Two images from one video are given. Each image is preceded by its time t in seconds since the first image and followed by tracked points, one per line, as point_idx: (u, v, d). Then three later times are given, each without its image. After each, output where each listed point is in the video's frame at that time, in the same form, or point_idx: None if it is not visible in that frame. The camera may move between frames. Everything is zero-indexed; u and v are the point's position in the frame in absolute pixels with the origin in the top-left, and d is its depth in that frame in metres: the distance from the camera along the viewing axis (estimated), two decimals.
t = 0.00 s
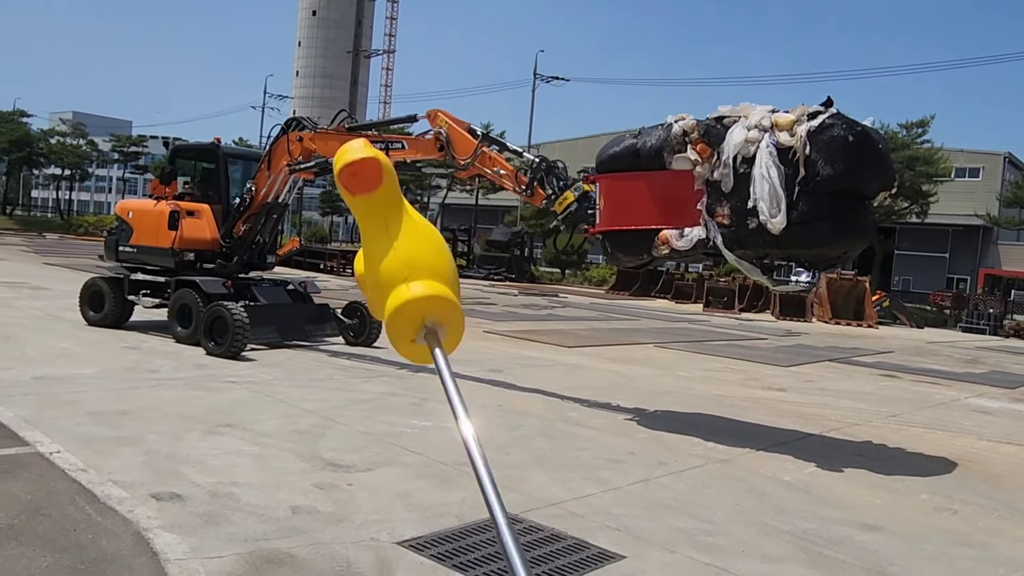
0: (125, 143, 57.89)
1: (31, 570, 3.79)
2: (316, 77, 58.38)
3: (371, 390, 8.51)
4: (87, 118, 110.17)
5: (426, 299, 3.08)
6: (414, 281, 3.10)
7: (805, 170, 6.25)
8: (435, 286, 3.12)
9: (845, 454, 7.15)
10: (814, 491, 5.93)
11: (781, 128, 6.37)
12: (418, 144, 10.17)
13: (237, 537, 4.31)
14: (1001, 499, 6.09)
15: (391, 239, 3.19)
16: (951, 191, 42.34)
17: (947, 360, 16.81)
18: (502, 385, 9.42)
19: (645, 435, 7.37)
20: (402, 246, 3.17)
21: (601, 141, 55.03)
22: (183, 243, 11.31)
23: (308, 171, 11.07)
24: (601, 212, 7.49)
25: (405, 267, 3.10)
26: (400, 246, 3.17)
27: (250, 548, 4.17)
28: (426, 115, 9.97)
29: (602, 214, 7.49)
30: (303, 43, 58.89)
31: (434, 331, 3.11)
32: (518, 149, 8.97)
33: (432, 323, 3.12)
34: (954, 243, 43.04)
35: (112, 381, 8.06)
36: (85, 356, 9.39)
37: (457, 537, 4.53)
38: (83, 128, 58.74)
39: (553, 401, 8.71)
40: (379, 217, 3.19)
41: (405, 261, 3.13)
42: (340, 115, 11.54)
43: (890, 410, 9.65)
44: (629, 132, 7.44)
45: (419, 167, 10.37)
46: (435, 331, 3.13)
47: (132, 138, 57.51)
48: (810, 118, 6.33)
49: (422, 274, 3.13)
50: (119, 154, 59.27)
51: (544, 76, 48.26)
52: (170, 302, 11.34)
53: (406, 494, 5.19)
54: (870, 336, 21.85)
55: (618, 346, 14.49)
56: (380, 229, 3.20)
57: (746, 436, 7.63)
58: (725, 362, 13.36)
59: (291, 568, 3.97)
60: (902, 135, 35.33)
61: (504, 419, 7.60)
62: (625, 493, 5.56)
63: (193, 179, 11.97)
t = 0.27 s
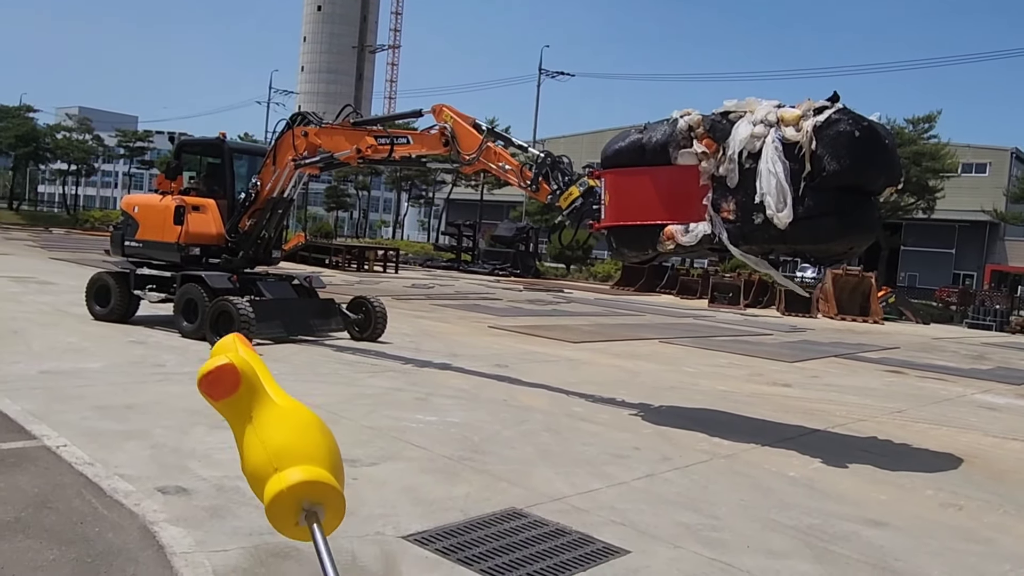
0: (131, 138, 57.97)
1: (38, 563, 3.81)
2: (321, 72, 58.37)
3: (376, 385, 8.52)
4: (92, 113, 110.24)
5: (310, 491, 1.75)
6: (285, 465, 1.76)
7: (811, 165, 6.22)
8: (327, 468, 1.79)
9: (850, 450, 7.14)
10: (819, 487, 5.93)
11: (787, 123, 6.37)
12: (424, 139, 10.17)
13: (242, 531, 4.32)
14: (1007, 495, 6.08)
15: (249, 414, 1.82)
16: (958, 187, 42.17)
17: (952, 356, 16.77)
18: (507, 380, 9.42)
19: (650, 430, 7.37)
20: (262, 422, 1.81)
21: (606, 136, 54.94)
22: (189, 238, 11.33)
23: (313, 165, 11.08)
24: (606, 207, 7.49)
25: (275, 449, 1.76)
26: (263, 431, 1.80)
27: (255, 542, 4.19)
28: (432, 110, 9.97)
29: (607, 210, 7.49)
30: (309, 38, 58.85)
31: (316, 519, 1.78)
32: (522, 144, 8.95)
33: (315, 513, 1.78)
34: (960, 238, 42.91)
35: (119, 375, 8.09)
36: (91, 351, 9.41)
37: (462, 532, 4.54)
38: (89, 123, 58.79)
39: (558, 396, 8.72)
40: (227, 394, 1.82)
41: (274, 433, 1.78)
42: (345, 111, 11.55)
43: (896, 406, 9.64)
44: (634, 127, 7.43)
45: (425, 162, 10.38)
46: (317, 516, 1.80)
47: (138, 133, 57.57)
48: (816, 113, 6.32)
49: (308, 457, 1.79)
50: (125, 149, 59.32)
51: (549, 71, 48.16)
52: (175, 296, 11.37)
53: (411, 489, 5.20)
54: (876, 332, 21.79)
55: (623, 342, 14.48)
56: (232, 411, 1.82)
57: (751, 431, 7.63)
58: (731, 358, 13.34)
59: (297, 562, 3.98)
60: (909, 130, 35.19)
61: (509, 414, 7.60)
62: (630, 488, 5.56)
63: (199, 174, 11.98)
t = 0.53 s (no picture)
0: (134, 135, 58.01)
1: (42, 559, 3.82)
2: (324, 69, 58.33)
3: (378, 381, 8.53)
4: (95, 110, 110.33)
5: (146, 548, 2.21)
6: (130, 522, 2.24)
7: (814, 162, 6.20)
8: (168, 525, 2.27)
9: (853, 447, 7.14)
10: (822, 483, 5.93)
11: (790, 119, 6.34)
12: (427, 136, 10.15)
13: (244, 526, 4.33)
14: (1010, 492, 6.08)
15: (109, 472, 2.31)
16: (962, 184, 42.09)
17: (956, 353, 16.74)
18: (509, 377, 9.42)
19: (652, 427, 7.37)
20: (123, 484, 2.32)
21: (609, 133, 54.88)
22: (192, 234, 11.34)
23: (316, 162, 11.09)
24: (609, 204, 7.48)
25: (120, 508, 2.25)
26: (118, 482, 2.31)
27: (258, 538, 4.20)
28: (434, 107, 9.97)
29: (610, 206, 7.48)
30: (311, 35, 58.81)
31: None
32: (525, 140, 8.96)
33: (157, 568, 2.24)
34: (964, 236, 42.82)
35: (121, 372, 8.10)
36: (94, 347, 9.43)
37: (465, 528, 4.55)
38: (92, 120, 58.81)
39: (560, 392, 8.71)
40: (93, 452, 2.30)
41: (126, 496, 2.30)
42: (348, 107, 11.55)
43: (899, 403, 9.63)
44: (637, 124, 7.42)
45: (427, 159, 10.37)
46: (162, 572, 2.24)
47: (141, 130, 57.60)
48: (819, 110, 6.30)
49: (153, 514, 2.28)
50: (128, 145, 59.39)
51: (552, 68, 48.14)
52: (178, 293, 11.37)
53: (414, 485, 5.21)
54: (879, 329, 21.78)
55: (625, 339, 14.47)
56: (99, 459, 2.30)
57: (754, 428, 7.63)
58: (733, 355, 13.35)
59: (299, 558, 3.99)
60: (913, 127, 35.11)
61: (512, 410, 7.60)
62: (632, 484, 5.56)
63: (202, 171, 12.00)
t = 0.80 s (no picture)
0: (135, 133, 57.98)
1: (43, 555, 3.83)
2: (325, 66, 58.30)
3: (379, 379, 8.53)
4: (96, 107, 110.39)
5: (281, 343, 2.38)
6: (271, 308, 2.39)
7: (815, 160, 6.19)
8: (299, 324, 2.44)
9: (854, 445, 7.13)
10: (823, 481, 5.93)
11: (792, 117, 6.32)
12: (427, 133, 10.14)
13: (245, 523, 4.34)
14: (1011, 490, 6.08)
15: (286, 261, 2.43)
16: (964, 181, 42.03)
17: (957, 351, 16.73)
18: (510, 375, 9.42)
19: (654, 425, 7.37)
20: (292, 274, 2.43)
21: (610, 131, 54.85)
22: (193, 232, 11.34)
23: (317, 160, 11.09)
24: (610, 202, 7.49)
25: (265, 296, 2.38)
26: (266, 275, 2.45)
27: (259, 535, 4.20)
28: (435, 104, 9.96)
29: (610, 204, 7.49)
30: (313, 32, 58.75)
31: (282, 375, 2.43)
32: (526, 138, 8.97)
33: (283, 363, 2.43)
34: (966, 233, 42.79)
35: (122, 369, 8.11)
36: (95, 344, 9.43)
37: (466, 525, 4.55)
38: (94, 117, 58.78)
39: (561, 390, 8.71)
40: (290, 235, 2.41)
41: (291, 285, 2.42)
42: (349, 105, 11.55)
43: (900, 401, 9.63)
44: (637, 122, 7.42)
45: (428, 156, 10.36)
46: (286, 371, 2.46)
47: (142, 127, 57.57)
48: (821, 108, 6.28)
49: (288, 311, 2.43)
50: (129, 143, 59.42)
51: (553, 65, 48.11)
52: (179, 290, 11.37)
53: (415, 482, 5.21)
54: (880, 327, 21.76)
55: (626, 336, 14.47)
56: (282, 245, 2.42)
57: (755, 426, 7.63)
58: (734, 353, 13.34)
59: (301, 555, 3.99)
60: (915, 124, 35.06)
61: (513, 408, 7.60)
62: (633, 482, 5.57)
63: (203, 168, 11.95)
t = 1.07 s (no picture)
0: (134, 130, 57.92)
1: (43, 552, 3.83)
2: (324, 63, 58.22)
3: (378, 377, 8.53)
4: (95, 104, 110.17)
5: (459, 407, 2.24)
6: (450, 377, 2.26)
7: (815, 158, 6.20)
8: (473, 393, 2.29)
9: (853, 443, 7.14)
10: (822, 479, 5.93)
11: (791, 116, 6.32)
12: (427, 130, 10.14)
13: (245, 520, 4.34)
14: (1009, 488, 6.09)
15: (472, 333, 2.36)
16: (963, 180, 42.04)
17: (956, 349, 16.74)
18: (509, 372, 9.43)
19: (653, 422, 7.38)
20: (476, 347, 2.35)
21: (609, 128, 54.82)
22: (192, 229, 11.35)
23: (316, 157, 11.12)
24: (610, 199, 7.47)
25: (449, 364, 2.26)
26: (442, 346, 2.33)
27: (259, 532, 4.20)
28: (435, 102, 9.95)
29: (610, 202, 7.48)
30: (312, 30, 58.67)
31: (456, 439, 2.28)
32: (525, 136, 8.96)
33: (454, 429, 2.28)
34: (965, 232, 42.80)
35: (122, 366, 8.10)
36: (94, 342, 9.43)
37: (464, 523, 4.56)
38: (93, 114, 58.69)
39: (561, 388, 8.71)
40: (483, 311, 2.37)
41: (474, 359, 2.33)
42: (348, 102, 11.55)
43: (899, 399, 9.64)
44: (637, 119, 7.41)
45: (428, 154, 10.37)
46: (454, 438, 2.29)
47: (141, 124, 57.49)
48: (821, 106, 6.28)
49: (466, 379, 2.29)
50: (128, 140, 59.33)
51: (553, 63, 48.09)
52: (179, 287, 11.37)
53: (415, 480, 5.21)
54: (879, 325, 21.78)
55: (625, 334, 14.47)
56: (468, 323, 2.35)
57: (754, 424, 7.63)
58: (733, 350, 13.35)
59: (300, 552, 4.00)
60: (914, 122, 35.06)
61: (512, 405, 7.61)
62: (632, 479, 5.57)
63: (202, 165, 11.99)
